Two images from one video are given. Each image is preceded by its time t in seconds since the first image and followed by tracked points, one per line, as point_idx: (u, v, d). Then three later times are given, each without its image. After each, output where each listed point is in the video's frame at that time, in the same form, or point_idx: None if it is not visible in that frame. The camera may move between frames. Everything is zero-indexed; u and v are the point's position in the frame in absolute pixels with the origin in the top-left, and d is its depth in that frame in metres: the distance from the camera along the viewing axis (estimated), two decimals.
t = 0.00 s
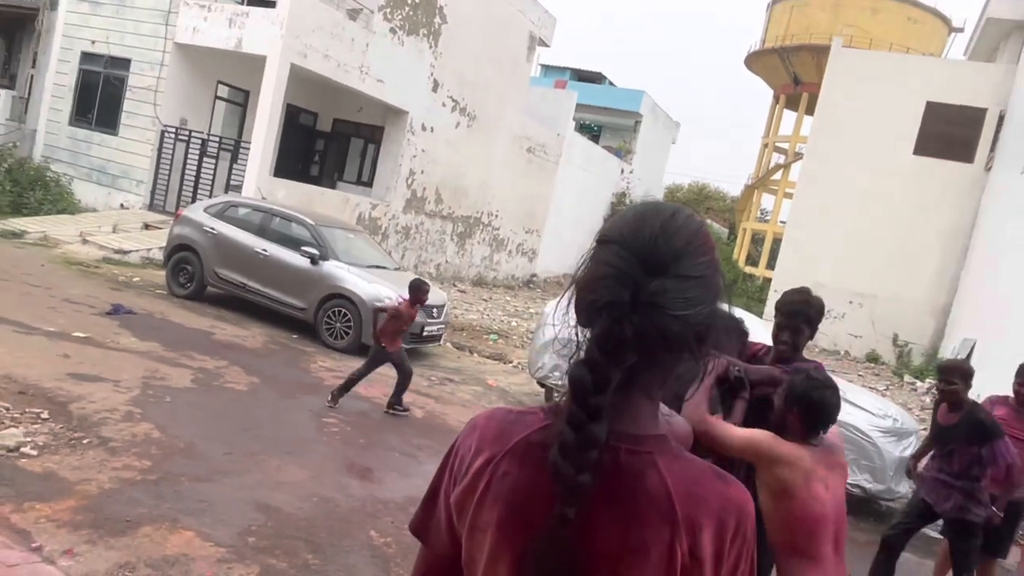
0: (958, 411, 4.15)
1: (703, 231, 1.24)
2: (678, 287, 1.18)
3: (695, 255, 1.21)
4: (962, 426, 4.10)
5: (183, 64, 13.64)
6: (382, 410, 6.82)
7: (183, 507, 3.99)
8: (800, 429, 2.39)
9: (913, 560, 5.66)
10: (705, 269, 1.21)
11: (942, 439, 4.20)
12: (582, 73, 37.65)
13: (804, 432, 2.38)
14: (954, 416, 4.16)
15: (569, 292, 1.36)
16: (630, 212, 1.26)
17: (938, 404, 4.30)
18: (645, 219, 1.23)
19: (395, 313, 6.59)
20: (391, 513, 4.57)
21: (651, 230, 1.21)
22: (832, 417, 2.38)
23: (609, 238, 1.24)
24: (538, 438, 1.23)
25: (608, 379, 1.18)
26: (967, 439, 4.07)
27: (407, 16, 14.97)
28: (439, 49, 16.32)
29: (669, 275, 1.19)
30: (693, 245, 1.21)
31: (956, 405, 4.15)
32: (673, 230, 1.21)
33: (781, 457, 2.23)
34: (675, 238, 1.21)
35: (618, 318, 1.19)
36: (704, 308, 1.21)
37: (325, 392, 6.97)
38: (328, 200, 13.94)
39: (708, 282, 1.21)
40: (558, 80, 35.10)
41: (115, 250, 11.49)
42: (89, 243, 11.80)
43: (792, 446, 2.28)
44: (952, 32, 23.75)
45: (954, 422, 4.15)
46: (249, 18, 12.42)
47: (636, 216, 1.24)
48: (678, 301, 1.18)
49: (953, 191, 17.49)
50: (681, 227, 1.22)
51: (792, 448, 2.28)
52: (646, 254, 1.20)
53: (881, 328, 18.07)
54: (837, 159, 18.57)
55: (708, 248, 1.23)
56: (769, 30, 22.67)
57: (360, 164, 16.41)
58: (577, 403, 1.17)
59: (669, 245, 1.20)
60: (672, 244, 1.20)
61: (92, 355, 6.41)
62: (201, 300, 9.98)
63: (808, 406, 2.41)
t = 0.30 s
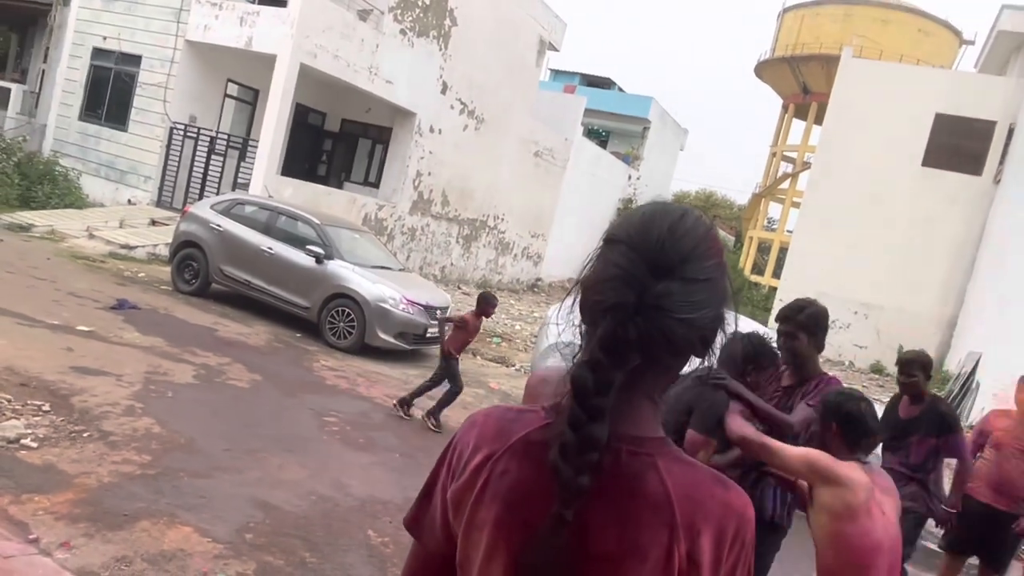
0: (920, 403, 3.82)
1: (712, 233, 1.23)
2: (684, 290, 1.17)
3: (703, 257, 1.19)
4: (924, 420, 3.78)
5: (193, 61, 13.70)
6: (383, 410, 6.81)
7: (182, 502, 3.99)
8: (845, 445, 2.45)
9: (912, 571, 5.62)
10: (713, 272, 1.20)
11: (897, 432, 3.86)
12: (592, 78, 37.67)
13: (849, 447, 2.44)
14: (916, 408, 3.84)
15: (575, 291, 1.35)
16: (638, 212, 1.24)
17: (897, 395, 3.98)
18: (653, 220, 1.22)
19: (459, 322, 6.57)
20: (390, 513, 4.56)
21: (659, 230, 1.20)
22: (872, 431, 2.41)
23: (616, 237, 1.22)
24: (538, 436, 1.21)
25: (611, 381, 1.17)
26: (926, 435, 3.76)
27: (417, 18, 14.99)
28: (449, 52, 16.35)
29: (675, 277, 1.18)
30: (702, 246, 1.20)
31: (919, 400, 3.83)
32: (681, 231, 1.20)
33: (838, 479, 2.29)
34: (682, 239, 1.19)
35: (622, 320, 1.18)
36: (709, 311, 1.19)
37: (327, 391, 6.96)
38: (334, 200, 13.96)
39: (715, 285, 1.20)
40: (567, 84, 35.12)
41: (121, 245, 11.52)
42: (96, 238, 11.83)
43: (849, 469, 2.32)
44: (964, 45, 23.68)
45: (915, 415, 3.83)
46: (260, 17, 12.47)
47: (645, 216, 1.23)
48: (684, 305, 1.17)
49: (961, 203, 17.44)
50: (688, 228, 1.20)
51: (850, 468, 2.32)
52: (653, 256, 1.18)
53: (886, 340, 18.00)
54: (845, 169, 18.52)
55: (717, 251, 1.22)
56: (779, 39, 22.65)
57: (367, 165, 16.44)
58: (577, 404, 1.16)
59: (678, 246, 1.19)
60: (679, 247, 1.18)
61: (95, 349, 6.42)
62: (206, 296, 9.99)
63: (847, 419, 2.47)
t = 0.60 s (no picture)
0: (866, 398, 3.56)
1: (724, 249, 1.24)
2: (698, 304, 1.18)
3: (716, 272, 1.21)
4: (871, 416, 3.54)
5: (200, 61, 13.74)
6: (383, 413, 6.82)
7: (182, 501, 4.00)
8: (925, 460, 2.64)
9: None
10: (725, 287, 1.21)
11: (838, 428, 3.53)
12: (596, 84, 37.75)
13: (930, 461, 2.63)
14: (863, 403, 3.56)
15: (583, 301, 1.36)
16: (651, 225, 1.26)
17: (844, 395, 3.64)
18: (667, 235, 1.23)
19: (533, 343, 6.32)
20: (389, 516, 4.56)
21: (673, 245, 1.21)
22: (957, 441, 2.61)
23: (629, 249, 1.24)
24: (549, 446, 1.22)
25: (625, 392, 1.18)
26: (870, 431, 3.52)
27: (424, 21, 15.04)
28: (455, 56, 16.39)
29: (690, 291, 1.19)
30: (715, 261, 1.21)
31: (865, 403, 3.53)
32: (695, 246, 1.21)
33: (921, 500, 2.48)
34: (696, 254, 1.21)
35: (636, 333, 1.19)
36: (722, 325, 1.21)
37: (327, 392, 6.97)
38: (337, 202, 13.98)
39: (728, 299, 1.22)
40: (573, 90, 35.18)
41: (125, 242, 11.54)
42: (99, 235, 11.85)
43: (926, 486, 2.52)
44: (969, 58, 23.71)
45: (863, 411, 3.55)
46: (268, 18, 12.52)
47: (661, 230, 1.24)
48: (698, 319, 1.18)
49: (965, 216, 17.44)
50: (702, 244, 1.22)
51: (928, 489, 2.51)
52: (667, 269, 1.20)
53: (887, 351, 17.99)
54: (849, 180, 18.53)
55: (729, 266, 1.23)
56: (785, 48, 22.70)
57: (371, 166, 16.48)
58: (591, 414, 1.16)
59: (692, 261, 1.20)
60: (694, 262, 1.20)
61: (97, 346, 6.43)
62: (208, 296, 10.00)
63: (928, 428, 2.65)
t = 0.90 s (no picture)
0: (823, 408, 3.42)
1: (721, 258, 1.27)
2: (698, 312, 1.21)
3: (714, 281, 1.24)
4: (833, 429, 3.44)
5: (202, 60, 13.76)
6: (379, 414, 6.83)
7: (177, 499, 4.01)
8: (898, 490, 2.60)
9: None
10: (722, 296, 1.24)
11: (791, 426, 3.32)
12: (597, 90, 37.86)
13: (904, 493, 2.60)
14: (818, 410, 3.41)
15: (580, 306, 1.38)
16: (649, 233, 1.28)
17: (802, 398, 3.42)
18: (671, 242, 1.26)
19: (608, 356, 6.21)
20: (383, 518, 4.58)
21: (673, 254, 1.23)
22: (931, 479, 2.57)
23: (629, 257, 1.26)
24: (550, 451, 1.23)
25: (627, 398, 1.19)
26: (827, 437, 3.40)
27: (426, 24, 15.07)
28: (457, 59, 16.43)
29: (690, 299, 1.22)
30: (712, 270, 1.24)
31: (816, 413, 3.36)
32: (694, 256, 1.24)
33: (875, 499, 2.41)
34: (694, 264, 1.23)
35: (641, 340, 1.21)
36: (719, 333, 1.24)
37: (324, 393, 6.98)
38: (337, 203, 14.00)
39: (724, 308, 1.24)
40: (574, 95, 35.25)
41: (124, 240, 11.54)
42: (98, 232, 11.85)
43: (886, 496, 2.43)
44: (969, 69, 23.78)
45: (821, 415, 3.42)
46: (270, 18, 12.55)
47: (662, 238, 1.26)
48: (700, 328, 1.22)
49: (963, 227, 17.49)
50: (704, 255, 1.25)
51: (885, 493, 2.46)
52: (666, 278, 1.22)
53: (883, 361, 18.03)
54: (848, 189, 18.57)
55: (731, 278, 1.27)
56: (786, 57, 22.77)
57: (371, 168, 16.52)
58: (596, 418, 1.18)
59: (692, 270, 1.23)
60: (696, 274, 1.23)
61: (94, 343, 6.45)
62: (206, 294, 10.01)
63: (907, 457, 2.62)
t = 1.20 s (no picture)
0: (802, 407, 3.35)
1: (694, 256, 1.28)
2: (672, 311, 1.22)
3: (687, 281, 1.25)
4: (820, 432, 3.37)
5: (197, 55, 13.72)
6: (369, 412, 6.83)
7: (164, 495, 4.00)
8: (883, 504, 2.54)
9: None
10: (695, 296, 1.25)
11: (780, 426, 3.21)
12: (594, 91, 37.93)
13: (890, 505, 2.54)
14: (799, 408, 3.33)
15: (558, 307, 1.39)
16: (624, 232, 1.29)
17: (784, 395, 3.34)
18: (643, 241, 1.26)
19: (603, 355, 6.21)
20: (371, 517, 4.57)
21: (648, 255, 1.24)
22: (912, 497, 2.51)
23: (602, 256, 1.26)
24: (526, 457, 1.23)
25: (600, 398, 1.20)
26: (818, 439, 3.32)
27: (423, 23, 15.07)
28: (453, 58, 16.41)
29: (664, 297, 1.23)
30: (687, 270, 1.26)
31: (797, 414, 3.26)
32: (669, 255, 1.25)
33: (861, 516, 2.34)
34: (670, 262, 1.24)
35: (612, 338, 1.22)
36: (693, 333, 1.25)
37: (314, 391, 6.97)
38: (331, 200, 13.98)
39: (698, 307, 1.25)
40: (570, 96, 35.28)
41: (115, 235, 11.50)
42: (90, 226, 11.80)
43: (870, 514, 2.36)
44: (963, 77, 23.89)
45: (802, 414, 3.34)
46: (266, 14, 12.51)
47: (633, 237, 1.27)
48: (672, 325, 1.22)
49: (954, 234, 17.57)
50: (676, 251, 1.26)
51: (870, 511, 2.38)
52: (641, 278, 1.23)
53: (873, 366, 18.11)
54: (841, 194, 18.63)
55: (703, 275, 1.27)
56: (781, 62, 22.84)
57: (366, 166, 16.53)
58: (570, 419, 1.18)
59: (663, 267, 1.24)
60: (668, 271, 1.24)
61: (84, 337, 6.42)
62: (197, 290, 9.98)
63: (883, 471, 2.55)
